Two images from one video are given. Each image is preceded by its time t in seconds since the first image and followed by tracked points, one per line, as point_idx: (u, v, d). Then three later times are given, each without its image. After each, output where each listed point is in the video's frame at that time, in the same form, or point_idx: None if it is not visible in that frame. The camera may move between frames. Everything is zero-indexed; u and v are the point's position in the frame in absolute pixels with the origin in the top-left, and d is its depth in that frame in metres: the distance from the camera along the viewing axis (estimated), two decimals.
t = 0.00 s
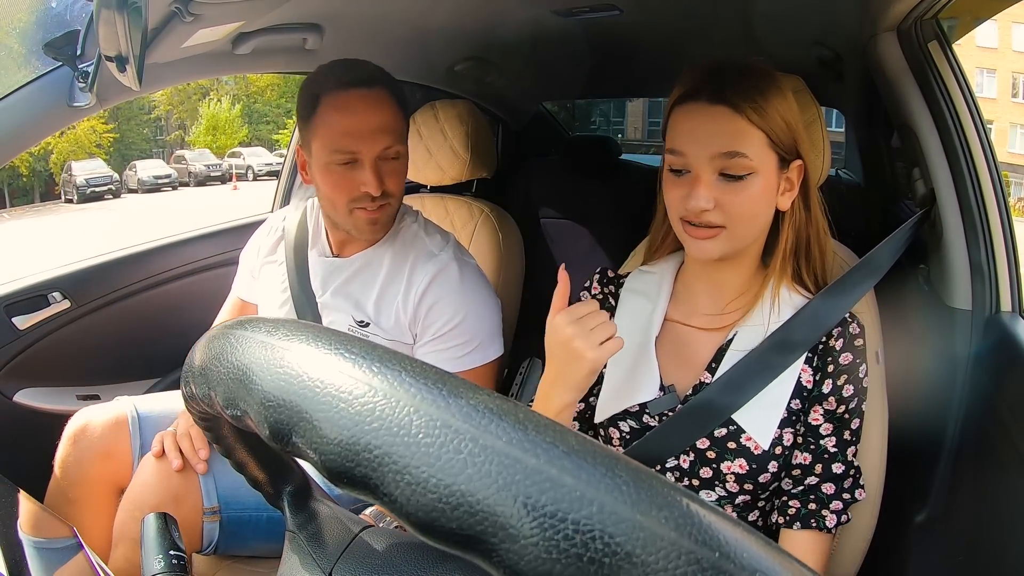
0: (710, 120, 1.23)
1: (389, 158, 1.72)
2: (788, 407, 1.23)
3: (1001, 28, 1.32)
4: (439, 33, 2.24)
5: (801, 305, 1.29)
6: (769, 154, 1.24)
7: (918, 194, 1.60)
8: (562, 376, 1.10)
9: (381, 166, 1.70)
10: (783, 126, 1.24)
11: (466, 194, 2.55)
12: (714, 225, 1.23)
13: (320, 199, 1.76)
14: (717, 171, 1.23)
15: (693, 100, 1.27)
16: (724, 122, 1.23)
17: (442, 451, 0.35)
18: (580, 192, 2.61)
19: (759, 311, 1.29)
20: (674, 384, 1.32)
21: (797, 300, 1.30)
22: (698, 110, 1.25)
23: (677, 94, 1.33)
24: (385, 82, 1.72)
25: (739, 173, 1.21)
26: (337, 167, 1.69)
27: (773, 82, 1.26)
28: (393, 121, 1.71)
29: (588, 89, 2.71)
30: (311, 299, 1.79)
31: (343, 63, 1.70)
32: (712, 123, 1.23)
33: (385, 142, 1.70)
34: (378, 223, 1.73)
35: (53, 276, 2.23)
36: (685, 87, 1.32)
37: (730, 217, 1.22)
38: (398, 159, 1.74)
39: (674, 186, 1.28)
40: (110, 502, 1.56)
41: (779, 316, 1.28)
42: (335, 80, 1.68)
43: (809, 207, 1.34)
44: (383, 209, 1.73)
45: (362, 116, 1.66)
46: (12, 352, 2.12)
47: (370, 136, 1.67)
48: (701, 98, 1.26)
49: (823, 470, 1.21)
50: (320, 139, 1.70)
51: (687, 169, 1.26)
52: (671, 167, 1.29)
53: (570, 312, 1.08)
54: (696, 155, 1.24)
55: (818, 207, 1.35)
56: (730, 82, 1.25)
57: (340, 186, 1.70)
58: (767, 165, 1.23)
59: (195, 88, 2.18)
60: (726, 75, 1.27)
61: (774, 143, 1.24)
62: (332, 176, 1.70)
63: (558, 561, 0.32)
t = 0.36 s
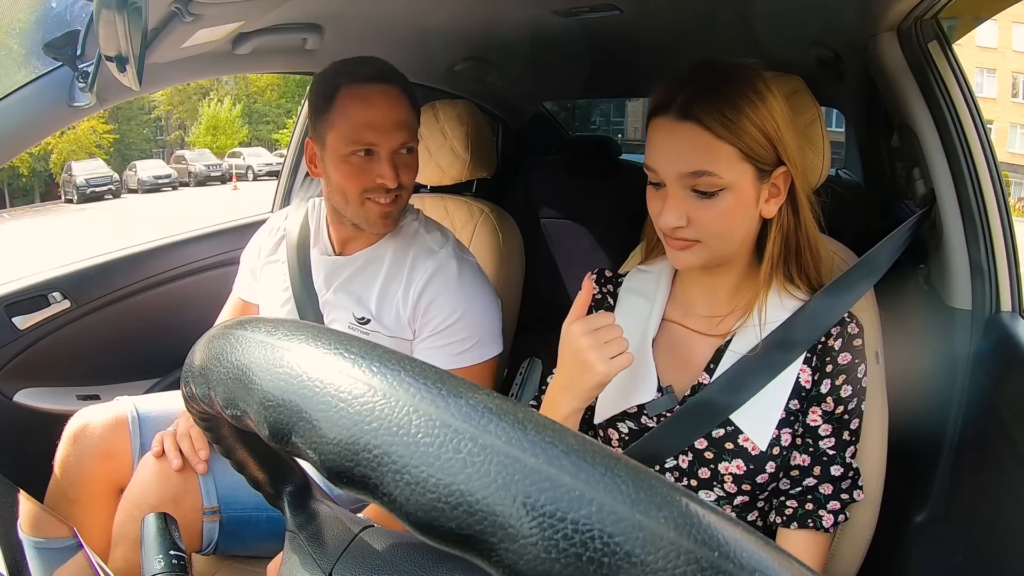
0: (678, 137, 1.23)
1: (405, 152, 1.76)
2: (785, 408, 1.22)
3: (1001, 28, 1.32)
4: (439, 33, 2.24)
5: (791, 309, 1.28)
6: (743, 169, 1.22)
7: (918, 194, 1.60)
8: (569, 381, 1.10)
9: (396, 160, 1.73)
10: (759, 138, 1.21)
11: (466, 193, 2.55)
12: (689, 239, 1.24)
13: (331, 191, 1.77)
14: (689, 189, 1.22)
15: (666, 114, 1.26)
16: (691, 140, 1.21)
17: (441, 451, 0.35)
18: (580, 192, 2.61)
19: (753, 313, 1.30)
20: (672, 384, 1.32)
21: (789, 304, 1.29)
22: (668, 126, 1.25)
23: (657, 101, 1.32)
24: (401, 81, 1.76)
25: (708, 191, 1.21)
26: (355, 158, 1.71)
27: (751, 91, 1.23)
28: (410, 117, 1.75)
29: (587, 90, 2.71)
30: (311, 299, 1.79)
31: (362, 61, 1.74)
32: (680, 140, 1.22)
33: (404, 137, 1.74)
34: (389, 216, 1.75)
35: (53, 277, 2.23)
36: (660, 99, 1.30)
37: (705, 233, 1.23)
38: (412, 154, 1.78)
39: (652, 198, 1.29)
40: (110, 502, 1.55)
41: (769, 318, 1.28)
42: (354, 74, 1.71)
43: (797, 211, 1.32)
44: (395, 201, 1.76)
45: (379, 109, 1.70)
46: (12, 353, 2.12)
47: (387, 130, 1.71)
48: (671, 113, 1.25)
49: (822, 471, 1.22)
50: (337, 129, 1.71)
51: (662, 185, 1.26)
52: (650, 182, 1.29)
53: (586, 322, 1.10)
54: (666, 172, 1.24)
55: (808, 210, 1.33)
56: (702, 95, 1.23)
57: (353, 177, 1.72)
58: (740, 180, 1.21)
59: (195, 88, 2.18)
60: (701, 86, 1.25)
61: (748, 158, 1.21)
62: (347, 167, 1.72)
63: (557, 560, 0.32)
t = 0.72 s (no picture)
0: (670, 144, 1.22)
1: (371, 166, 1.68)
2: (783, 408, 1.23)
3: (1001, 28, 1.32)
4: (439, 33, 2.24)
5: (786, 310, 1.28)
6: (738, 175, 1.21)
7: (918, 194, 1.60)
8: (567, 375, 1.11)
9: (357, 175, 1.66)
10: (752, 143, 1.21)
11: (466, 193, 2.55)
12: (684, 245, 1.23)
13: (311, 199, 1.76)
14: (682, 197, 1.21)
15: (656, 121, 1.25)
16: (683, 147, 1.21)
17: (440, 451, 0.35)
18: (580, 192, 2.62)
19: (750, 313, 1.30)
20: (671, 386, 1.32)
21: (785, 306, 1.29)
22: (659, 133, 1.24)
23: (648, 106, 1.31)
24: (373, 89, 1.68)
25: (702, 198, 1.20)
26: (318, 172, 1.67)
27: (745, 95, 1.23)
28: (374, 130, 1.66)
29: (587, 90, 2.71)
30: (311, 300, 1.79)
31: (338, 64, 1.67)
32: (673, 147, 1.22)
33: (366, 151, 1.66)
34: (357, 229, 1.71)
35: (52, 277, 2.23)
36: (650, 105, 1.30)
37: (700, 239, 1.22)
38: (381, 167, 1.70)
39: (645, 205, 1.28)
40: (110, 502, 1.55)
41: (765, 320, 1.28)
42: (324, 84, 1.66)
43: (791, 212, 1.32)
44: (362, 217, 1.69)
45: (341, 122, 1.63)
46: (12, 353, 2.12)
47: (347, 144, 1.64)
48: (661, 120, 1.24)
49: (821, 470, 1.22)
50: (304, 143, 1.68)
51: (655, 192, 1.25)
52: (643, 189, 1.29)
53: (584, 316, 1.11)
54: (659, 179, 1.23)
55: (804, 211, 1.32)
56: (695, 100, 1.22)
57: (319, 192, 1.69)
58: (734, 186, 1.21)
59: (195, 88, 2.18)
60: (693, 91, 1.24)
61: (742, 163, 1.21)
62: (314, 181, 1.69)
63: (556, 560, 0.32)
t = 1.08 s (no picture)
0: (671, 146, 1.21)
1: (360, 167, 1.68)
2: (783, 407, 1.23)
3: (1001, 28, 1.32)
4: (439, 33, 2.24)
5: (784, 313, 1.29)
6: (738, 178, 1.21)
7: (917, 194, 1.60)
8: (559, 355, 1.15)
9: (347, 176, 1.66)
10: (753, 146, 1.21)
11: (466, 193, 2.56)
12: (682, 248, 1.23)
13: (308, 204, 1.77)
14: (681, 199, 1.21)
15: (657, 122, 1.24)
16: (685, 149, 1.20)
17: (440, 450, 0.35)
18: (580, 192, 2.62)
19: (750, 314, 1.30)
20: (670, 386, 1.32)
21: (783, 309, 1.29)
22: (660, 134, 1.23)
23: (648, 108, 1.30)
24: (356, 89, 1.68)
25: (702, 202, 1.19)
26: (307, 176, 1.68)
27: (747, 97, 1.22)
28: (360, 130, 1.67)
29: (587, 90, 2.71)
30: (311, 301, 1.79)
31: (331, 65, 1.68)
32: (674, 148, 1.21)
33: (353, 151, 1.66)
34: (352, 230, 1.71)
35: (52, 277, 2.22)
36: (651, 105, 1.28)
37: (699, 242, 1.21)
38: (370, 167, 1.70)
39: (645, 207, 1.27)
40: (110, 503, 1.55)
41: (764, 323, 1.28)
42: (307, 89, 1.67)
43: (792, 216, 1.32)
44: (355, 217, 1.69)
45: (326, 124, 1.64)
46: (12, 353, 2.12)
47: (333, 146, 1.64)
48: (662, 121, 1.23)
49: (822, 469, 1.22)
50: (293, 147, 1.69)
51: (654, 194, 1.24)
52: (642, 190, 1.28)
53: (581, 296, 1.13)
54: (659, 181, 1.22)
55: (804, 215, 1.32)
56: (696, 101, 1.21)
57: (312, 195, 1.70)
58: (735, 189, 1.20)
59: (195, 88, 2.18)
60: (695, 92, 1.23)
61: (743, 166, 1.21)
62: (305, 185, 1.70)
63: (556, 560, 0.32)
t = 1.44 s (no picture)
0: (676, 169, 1.18)
1: (351, 167, 1.67)
2: (781, 410, 1.23)
3: (1001, 28, 1.32)
4: (438, 33, 2.24)
5: (783, 317, 1.27)
6: (744, 200, 1.19)
7: (917, 193, 1.59)
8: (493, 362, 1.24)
9: (338, 177, 1.66)
10: (758, 166, 1.20)
11: (466, 193, 2.56)
12: (686, 269, 1.21)
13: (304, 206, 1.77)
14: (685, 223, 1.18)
15: (658, 143, 1.21)
16: (691, 174, 1.17)
17: (440, 451, 0.35)
18: (581, 192, 2.62)
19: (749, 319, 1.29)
20: (666, 391, 1.33)
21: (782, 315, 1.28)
22: (663, 156, 1.19)
23: (642, 128, 1.26)
24: (344, 90, 1.68)
25: (707, 226, 1.17)
26: (300, 178, 1.68)
27: (751, 113, 1.21)
28: (349, 130, 1.66)
29: (587, 90, 2.71)
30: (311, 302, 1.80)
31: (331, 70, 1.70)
32: (679, 173, 1.17)
33: (344, 151, 1.65)
34: (347, 230, 1.71)
35: (52, 277, 2.23)
36: (650, 123, 1.25)
37: (704, 264, 1.20)
38: (362, 167, 1.69)
39: (644, 227, 1.24)
40: (110, 503, 1.55)
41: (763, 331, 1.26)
42: (296, 93, 1.67)
43: (795, 231, 1.32)
44: (350, 217, 1.69)
45: (316, 126, 1.64)
46: (12, 353, 2.12)
47: (323, 147, 1.64)
48: (665, 143, 1.20)
49: (819, 473, 1.22)
50: (284, 149, 1.69)
51: (655, 216, 1.21)
52: (641, 210, 1.25)
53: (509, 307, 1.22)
54: (661, 205, 1.18)
55: (807, 224, 1.32)
56: (700, 121, 1.19)
57: (307, 198, 1.70)
58: (741, 211, 1.19)
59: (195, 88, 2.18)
60: (696, 111, 1.21)
61: (749, 187, 1.19)
62: (300, 188, 1.70)
63: (556, 559, 0.32)
